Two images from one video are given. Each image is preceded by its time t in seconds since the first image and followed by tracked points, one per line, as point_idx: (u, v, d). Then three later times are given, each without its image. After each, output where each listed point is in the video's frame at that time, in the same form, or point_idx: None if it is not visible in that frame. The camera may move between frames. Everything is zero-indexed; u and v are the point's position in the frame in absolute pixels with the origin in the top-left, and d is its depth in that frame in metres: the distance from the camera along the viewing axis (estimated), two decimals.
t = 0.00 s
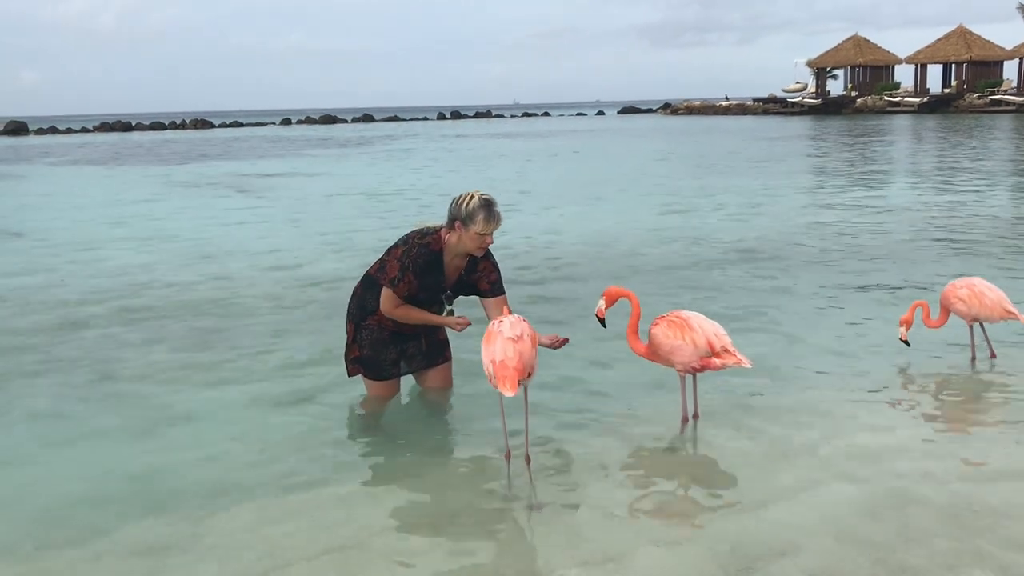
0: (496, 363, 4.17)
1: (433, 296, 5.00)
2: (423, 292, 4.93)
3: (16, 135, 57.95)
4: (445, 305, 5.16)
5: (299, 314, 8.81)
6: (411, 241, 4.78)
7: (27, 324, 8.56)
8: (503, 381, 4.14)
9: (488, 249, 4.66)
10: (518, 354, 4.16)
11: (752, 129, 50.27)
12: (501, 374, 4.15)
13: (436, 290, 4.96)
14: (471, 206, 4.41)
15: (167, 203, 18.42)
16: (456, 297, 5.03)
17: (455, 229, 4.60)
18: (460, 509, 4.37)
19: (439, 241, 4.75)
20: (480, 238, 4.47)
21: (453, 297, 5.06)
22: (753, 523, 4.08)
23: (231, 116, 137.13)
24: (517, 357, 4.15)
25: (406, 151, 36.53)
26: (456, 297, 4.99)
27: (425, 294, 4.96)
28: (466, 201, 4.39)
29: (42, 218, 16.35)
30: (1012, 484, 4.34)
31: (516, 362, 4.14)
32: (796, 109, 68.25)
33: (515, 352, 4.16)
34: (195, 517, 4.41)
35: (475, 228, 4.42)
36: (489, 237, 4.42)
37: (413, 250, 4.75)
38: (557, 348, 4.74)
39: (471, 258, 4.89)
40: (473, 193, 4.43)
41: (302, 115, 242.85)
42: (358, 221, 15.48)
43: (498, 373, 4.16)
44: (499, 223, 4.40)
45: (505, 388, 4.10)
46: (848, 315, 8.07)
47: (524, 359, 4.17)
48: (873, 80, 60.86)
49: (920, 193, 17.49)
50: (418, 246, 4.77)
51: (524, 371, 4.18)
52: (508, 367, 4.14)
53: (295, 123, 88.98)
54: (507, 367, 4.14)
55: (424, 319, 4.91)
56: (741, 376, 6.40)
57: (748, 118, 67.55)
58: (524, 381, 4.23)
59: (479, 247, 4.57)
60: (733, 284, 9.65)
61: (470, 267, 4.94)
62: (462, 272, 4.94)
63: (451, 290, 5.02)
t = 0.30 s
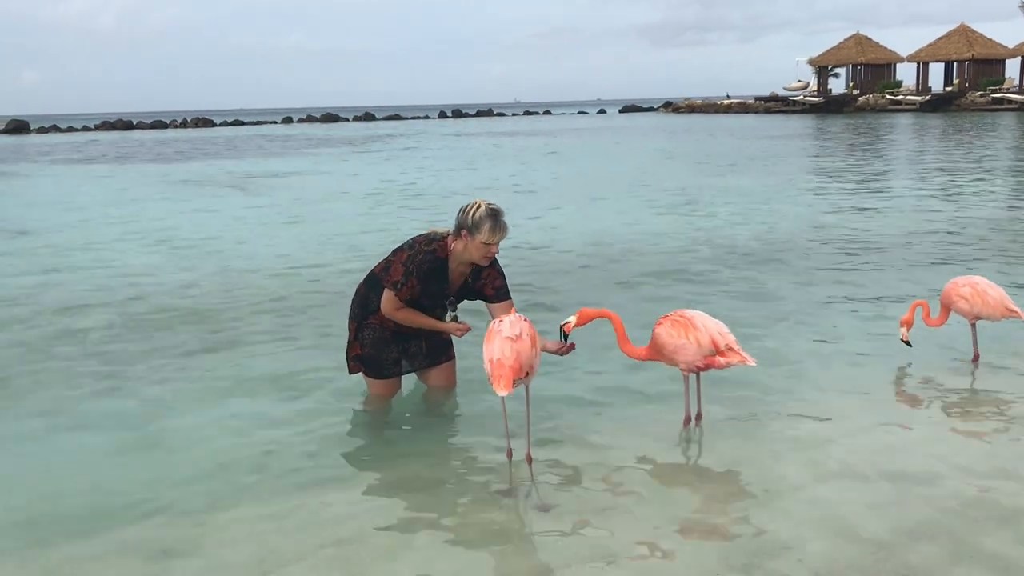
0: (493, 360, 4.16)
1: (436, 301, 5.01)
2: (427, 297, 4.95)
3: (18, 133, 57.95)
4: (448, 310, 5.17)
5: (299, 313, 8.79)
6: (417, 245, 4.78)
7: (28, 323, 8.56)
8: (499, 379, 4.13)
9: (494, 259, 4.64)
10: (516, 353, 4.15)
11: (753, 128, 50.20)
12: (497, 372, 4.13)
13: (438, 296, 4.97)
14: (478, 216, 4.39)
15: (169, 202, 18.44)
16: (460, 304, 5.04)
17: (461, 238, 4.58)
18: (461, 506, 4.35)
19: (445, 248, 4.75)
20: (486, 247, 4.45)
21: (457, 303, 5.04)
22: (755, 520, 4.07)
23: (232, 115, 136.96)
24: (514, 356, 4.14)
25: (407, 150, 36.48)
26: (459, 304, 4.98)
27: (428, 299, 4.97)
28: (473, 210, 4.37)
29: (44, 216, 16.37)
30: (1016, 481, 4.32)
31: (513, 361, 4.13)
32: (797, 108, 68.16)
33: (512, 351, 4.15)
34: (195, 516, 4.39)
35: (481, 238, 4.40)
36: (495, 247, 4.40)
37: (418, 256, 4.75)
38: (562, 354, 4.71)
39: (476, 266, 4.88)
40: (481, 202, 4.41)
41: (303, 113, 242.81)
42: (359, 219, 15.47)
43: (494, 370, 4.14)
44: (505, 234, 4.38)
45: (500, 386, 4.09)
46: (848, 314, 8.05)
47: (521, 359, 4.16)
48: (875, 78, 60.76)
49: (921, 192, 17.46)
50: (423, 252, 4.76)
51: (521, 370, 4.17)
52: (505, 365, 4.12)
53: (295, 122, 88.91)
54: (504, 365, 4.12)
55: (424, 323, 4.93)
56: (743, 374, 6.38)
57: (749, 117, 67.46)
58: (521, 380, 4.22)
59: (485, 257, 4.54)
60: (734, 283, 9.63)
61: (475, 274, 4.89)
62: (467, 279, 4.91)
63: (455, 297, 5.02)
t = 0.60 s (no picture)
0: (494, 360, 4.18)
1: (438, 303, 5.03)
2: (430, 299, 4.97)
3: (20, 135, 58.01)
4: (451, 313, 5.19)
5: (301, 314, 8.81)
6: (420, 248, 4.79)
7: (31, 323, 8.58)
8: (500, 379, 4.14)
9: (497, 264, 4.66)
10: (518, 353, 4.16)
11: (756, 128, 50.15)
12: (499, 371, 4.15)
13: (442, 299, 4.99)
14: (481, 221, 4.41)
15: (172, 202, 18.47)
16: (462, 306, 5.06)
17: (465, 242, 4.60)
18: (462, 507, 4.36)
19: (448, 252, 4.77)
20: (488, 252, 4.46)
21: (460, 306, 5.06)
22: (756, 520, 4.08)
23: (236, 116, 137.12)
24: (516, 356, 4.15)
25: (409, 150, 36.47)
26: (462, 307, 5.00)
27: (431, 301, 5.00)
28: (476, 216, 4.39)
29: (47, 217, 16.40)
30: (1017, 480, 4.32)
31: (514, 361, 4.14)
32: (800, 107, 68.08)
33: (514, 350, 4.16)
34: (196, 517, 4.40)
35: (483, 242, 4.41)
36: (497, 252, 4.41)
37: (421, 259, 4.77)
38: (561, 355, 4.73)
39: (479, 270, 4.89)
40: (484, 208, 4.43)
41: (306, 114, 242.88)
42: (361, 220, 15.48)
43: (496, 370, 4.16)
44: (509, 239, 4.40)
45: (501, 386, 4.11)
46: (850, 313, 8.05)
47: (523, 359, 4.17)
48: (877, 78, 60.68)
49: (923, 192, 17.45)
50: (427, 255, 4.78)
51: (523, 370, 4.17)
52: (507, 365, 4.14)
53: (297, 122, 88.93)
54: (506, 365, 4.14)
55: (426, 326, 4.94)
56: (744, 374, 6.38)
57: (751, 117, 67.40)
58: (524, 379, 4.24)
59: (487, 262, 4.56)
60: (735, 283, 9.62)
61: (478, 279, 4.92)
62: (470, 283, 4.93)
63: (457, 300, 5.03)
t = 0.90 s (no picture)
0: (495, 364, 4.20)
1: (445, 307, 5.05)
2: (436, 303, 4.98)
3: (21, 138, 58.06)
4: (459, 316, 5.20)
5: (303, 317, 8.82)
6: (426, 252, 4.81)
7: (34, 327, 8.59)
8: (499, 383, 4.16)
9: (502, 266, 4.66)
10: (518, 357, 4.17)
11: (757, 131, 50.12)
12: (499, 375, 4.17)
13: (448, 303, 5.01)
14: (485, 224, 4.43)
15: (175, 206, 18.48)
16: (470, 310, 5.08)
17: (470, 245, 4.62)
18: (466, 513, 4.36)
19: (454, 255, 4.79)
20: (492, 254, 4.48)
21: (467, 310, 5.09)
22: (760, 526, 4.07)
23: (238, 119, 137.21)
24: (516, 360, 4.16)
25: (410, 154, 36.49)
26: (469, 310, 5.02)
27: (437, 303, 5.00)
28: (481, 218, 4.41)
29: (49, 220, 16.41)
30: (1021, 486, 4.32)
31: (514, 365, 4.15)
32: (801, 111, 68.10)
33: (514, 354, 4.17)
34: (202, 521, 4.41)
35: (488, 245, 4.43)
36: (501, 255, 4.42)
37: (428, 262, 4.79)
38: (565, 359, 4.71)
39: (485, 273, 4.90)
40: (489, 210, 4.45)
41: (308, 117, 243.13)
42: (363, 223, 15.48)
43: (495, 374, 4.18)
44: (513, 241, 4.40)
45: (499, 391, 4.13)
46: (852, 317, 8.05)
47: (523, 363, 4.17)
48: (880, 81, 60.65)
49: (925, 196, 17.43)
50: (433, 258, 4.80)
51: (523, 374, 4.17)
52: (506, 369, 4.15)
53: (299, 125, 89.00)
54: (505, 368, 4.16)
55: (432, 329, 4.93)
56: (746, 379, 6.39)
57: (753, 120, 67.37)
58: (525, 384, 4.23)
59: (492, 264, 4.57)
60: (737, 286, 9.63)
61: (484, 282, 4.94)
62: (476, 286, 4.95)
63: (464, 303, 5.06)
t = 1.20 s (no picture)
0: (499, 368, 4.19)
1: (455, 312, 5.07)
2: (445, 308, 5.01)
3: (25, 140, 58.19)
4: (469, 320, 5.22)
5: (307, 321, 8.84)
6: (434, 258, 4.84)
7: (38, 329, 8.61)
8: (502, 387, 4.16)
9: (509, 271, 4.66)
10: (521, 361, 4.17)
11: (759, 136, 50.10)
12: (502, 379, 4.17)
13: (457, 308, 5.04)
14: (491, 229, 4.43)
15: (179, 209, 18.53)
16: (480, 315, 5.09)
17: (477, 251, 4.63)
18: (469, 518, 4.37)
19: (462, 262, 4.80)
20: (497, 260, 4.48)
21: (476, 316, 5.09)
22: (762, 534, 4.07)
23: (240, 123, 137.53)
24: (519, 364, 4.16)
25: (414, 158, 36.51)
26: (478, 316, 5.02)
27: (447, 309, 5.04)
28: (486, 224, 4.41)
29: (53, 223, 16.44)
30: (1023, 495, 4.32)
31: (517, 369, 4.15)
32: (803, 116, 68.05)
33: (517, 358, 4.17)
34: (205, 523, 4.42)
35: (492, 250, 4.44)
36: (506, 260, 4.43)
37: (435, 268, 4.82)
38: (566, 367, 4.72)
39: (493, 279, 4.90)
40: (495, 217, 4.45)
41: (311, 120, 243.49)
42: (367, 227, 15.50)
43: (499, 378, 4.18)
44: (517, 247, 4.40)
45: (502, 395, 4.12)
46: (857, 323, 8.04)
47: (527, 367, 4.17)
48: (883, 86, 60.58)
49: (928, 201, 17.41)
50: (440, 264, 4.83)
51: (527, 378, 4.17)
52: (509, 373, 4.15)
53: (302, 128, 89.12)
54: (508, 373, 4.15)
55: (441, 334, 4.99)
56: (750, 384, 6.39)
57: (756, 125, 67.34)
58: (528, 388, 4.22)
59: (497, 270, 4.57)
60: (741, 291, 9.63)
61: (492, 288, 4.93)
62: (484, 293, 4.94)
63: (473, 308, 5.07)
